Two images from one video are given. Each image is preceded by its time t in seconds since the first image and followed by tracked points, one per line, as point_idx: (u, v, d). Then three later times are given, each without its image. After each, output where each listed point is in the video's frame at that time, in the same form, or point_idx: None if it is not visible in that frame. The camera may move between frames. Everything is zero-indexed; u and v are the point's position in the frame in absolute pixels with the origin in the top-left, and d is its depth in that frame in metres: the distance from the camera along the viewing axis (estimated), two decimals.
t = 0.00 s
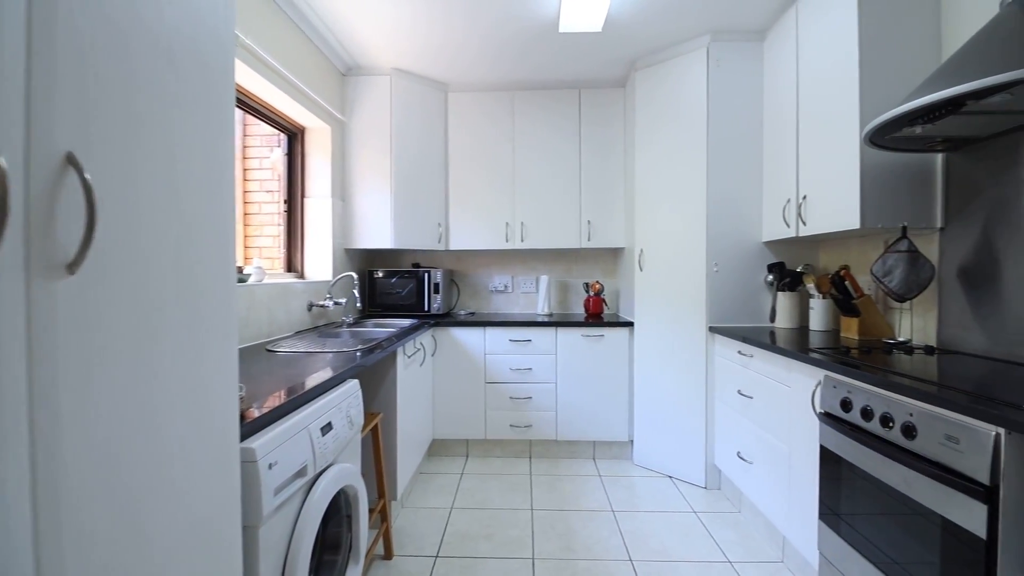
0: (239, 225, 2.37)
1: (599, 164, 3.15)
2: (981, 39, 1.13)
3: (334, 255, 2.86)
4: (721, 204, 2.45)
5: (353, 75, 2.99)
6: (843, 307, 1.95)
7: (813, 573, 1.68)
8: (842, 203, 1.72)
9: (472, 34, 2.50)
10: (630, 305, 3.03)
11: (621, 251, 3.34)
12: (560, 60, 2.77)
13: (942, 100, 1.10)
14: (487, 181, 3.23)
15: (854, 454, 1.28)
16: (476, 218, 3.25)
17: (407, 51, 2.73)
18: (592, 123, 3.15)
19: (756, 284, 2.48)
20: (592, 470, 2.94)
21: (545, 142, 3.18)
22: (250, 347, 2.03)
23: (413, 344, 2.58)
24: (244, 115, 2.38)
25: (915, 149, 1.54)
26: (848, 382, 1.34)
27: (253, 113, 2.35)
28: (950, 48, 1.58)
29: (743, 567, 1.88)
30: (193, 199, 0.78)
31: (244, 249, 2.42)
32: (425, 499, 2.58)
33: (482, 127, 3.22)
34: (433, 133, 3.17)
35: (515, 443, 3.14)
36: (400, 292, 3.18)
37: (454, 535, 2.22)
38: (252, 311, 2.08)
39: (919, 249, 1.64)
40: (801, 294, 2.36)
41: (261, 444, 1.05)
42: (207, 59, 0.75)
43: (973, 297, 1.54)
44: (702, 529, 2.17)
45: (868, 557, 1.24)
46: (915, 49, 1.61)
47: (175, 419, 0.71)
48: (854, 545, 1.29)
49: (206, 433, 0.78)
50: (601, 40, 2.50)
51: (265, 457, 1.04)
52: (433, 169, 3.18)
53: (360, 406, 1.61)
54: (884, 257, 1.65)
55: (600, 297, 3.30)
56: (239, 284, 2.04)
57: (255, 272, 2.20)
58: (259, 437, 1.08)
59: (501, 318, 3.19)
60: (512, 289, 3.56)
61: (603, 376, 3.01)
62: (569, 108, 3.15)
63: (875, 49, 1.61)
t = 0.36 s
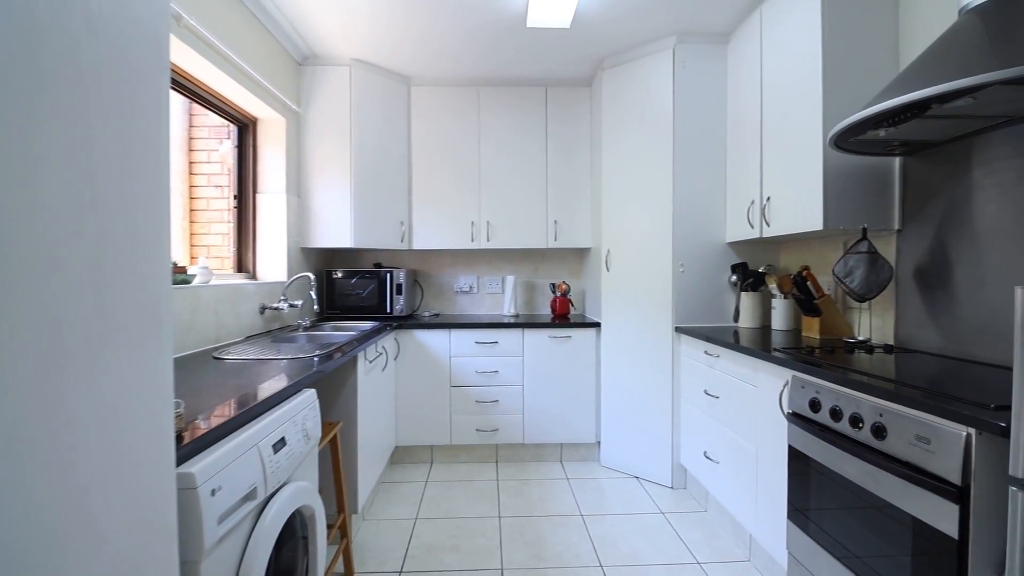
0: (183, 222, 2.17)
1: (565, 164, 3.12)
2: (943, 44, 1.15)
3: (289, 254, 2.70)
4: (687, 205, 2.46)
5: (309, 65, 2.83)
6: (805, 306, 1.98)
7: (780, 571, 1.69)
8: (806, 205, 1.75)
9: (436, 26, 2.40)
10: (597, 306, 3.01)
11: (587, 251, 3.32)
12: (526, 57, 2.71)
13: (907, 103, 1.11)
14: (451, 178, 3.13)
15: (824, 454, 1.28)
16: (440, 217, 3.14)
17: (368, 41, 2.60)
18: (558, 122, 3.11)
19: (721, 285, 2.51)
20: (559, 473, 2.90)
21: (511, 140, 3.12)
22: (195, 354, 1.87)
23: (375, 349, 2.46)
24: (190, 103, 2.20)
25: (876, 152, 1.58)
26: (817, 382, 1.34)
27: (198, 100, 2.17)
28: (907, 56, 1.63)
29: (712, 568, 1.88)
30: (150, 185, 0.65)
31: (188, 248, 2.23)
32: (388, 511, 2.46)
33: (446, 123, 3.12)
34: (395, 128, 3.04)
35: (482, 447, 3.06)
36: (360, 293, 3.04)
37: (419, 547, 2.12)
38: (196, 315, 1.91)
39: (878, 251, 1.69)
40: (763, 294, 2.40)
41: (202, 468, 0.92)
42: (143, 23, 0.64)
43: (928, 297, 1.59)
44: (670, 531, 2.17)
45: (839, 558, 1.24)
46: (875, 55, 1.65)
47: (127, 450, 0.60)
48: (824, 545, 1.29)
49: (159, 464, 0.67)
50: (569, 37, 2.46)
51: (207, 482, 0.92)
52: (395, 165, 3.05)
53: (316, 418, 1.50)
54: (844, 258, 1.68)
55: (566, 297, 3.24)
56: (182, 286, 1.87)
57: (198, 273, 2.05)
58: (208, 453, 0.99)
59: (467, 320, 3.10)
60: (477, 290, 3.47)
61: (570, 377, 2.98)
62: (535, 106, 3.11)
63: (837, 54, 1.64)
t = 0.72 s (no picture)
0: (128, 219, 2.00)
1: (534, 164, 3.08)
2: (909, 51, 1.17)
3: (244, 255, 2.54)
4: (656, 208, 2.47)
5: (266, 55, 2.68)
6: (771, 308, 2.01)
7: (750, 572, 1.70)
8: (773, 208, 1.77)
9: (403, 18, 2.31)
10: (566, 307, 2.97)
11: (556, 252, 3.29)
12: (496, 54, 2.65)
13: (874, 109, 1.13)
14: (418, 177, 3.03)
15: (794, 456, 1.28)
16: (406, 217, 3.04)
17: (330, 33, 2.48)
18: (527, 122, 3.07)
19: (689, 286, 2.53)
20: (529, 478, 2.85)
21: (480, 138, 3.05)
22: (136, 365, 1.71)
23: (337, 355, 2.34)
24: (136, 92, 2.03)
25: (839, 157, 1.61)
26: (787, 385, 1.35)
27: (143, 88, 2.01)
28: (867, 64, 1.68)
29: (683, 571, 1.87)
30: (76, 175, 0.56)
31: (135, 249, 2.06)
32: (351, 524, 2.34)
33: (412, 119, 3.02)
34: (358, 123, 2.91)
35: (450, 454, 2.97)
36: (320, 296, 2.89)
37: (385, 562, 2.02)
38: (139, 321, 1.75)
39: (841, 253, 1.72)
40: (729, 296, 2.43)
41: (139, 499, 0.82)
42: None
43: (888, 299, 1.64)
44: (641, 534, 2.16)
45: (812, 560, 1.24)
46: (838, 62, 1.69)
47: (41, 489, 0.51)
48: (797, 547, 1.29)
49: (87, 500, 0.58)
50: (539, 35, 2.42)
51: (145, 515, 0.81)
52: (358, 161, 2.93)
53: (273, 432, 1.39)
54: (809, 261, 1.72)
55: (536, 299, 3.19)
56: (124, 291, 1.72)
57: (144, 275, 1.88)
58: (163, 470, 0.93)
59: (434, 323, 3.00)
60: (445, 291, 3.37)
61: (540, 380, 2.93)
62: (505, 105, 3.05)
63: (802, 59, 1.67)
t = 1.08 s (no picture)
0: (72, 218, 1.84)
1: (504, 165, 3.05)
2: (872, 60, 1.21)
3: (197, 255, 2.39)
4: (625, 209, 2.47)
5: (222, 45, 2.53)
6: (737, 309, 2.04)
7: (721, 572, 1.71)
8: (739, 211, 1.80)
9: (369, 12, 2.23)
10: (535, 308, 2.93)
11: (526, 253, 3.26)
12: (465, 52, 2.60)
13: (841, 115, 1.15)
14: (383, 175, 2.94)
15: (764, 457, 1.29)
16: (372, 216, 2.94)
17: (291, 24, 2.37)
18: (497, 122, 3.03)
19: (658, 287, 2.54)
20: (498, 482, 2.78)
21: (448, 137, 2.99)
22: (74, 375, 1.57)
23: (299, 361, 2.23)
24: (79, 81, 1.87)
25: (803, 162, 1.66)
26: (756, 386, 1.36)
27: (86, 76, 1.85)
28: (829, 72, 1.73)
29: (654, 572, 1.88)
30: None
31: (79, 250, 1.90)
32: (313, 537, 2.22)
33: (377, 115, 2.92)
34: (320, 118, 2.79)
35: (418, 460, 2.87)
36: (280, 298, 2.76)
37: None
38: (77, 327, 1.61)
39: (804, 256, 1.76)
40: (696, 297, 2.46)
41: (73, 532, 0.73)
42: None
43: (848, 300, 1.69)
44: (612, 537, 2.14)
45: (781, 560, 1.25)
46: (801, 70, 1.73)
47: None
48: (767, 548, 1.30)
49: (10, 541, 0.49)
50: (509, 33, 2.39)
51: (79, 549, 0.73)
52: (321, 158, 2.81)
53: (228, 447, 1.29)
54: (774, 263, 1.75)
55: (505, 300, 3.14)
56: (63, 294, 1.58)
57: (85, 277, 1.72)
58: (113, 486, 0.87)
59: (401, 326, 2.90)
60: (412, 293, 3.25)
61: (509, 383, 2.86)
62: (474, 104, 3.01)
63: (767, 66, 1.70)
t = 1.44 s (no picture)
0: (10, 215, 1.69)
1: (474, 164, 3.00)
2: (836, 67, 1.24)
3: (149, 255, 2.24)
4: (595, 210, 2.47)
5: (176, 34, 2.39)
6: (705, 309, 2.08)
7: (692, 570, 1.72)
8: (708, 212, 1.82)
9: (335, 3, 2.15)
10: (506, 308, 2.89)
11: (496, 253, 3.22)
12: (435, 48, 2.55)
13: (808, 119, 1.18)
14: (349, 173, 2.84)
15: (735, 456, 1.30)
16: (338, 214, 2.84)
17: (251, 13, 2.25)
18: (466, 120, 2.98)
19: (628, 288, 2.55)
20: (469, 485, 2.71)
21: (417, 135, 2.92)
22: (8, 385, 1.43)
23: (260, 366, 2.12)
24: (21, 68, 1.72)
25: (769, 165, 1.70)
26: (726, 385, 1.37)
27: (26, 63, 1.71)
28: (794, 78, 1.78)
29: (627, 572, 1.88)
30: None
31: (19, 249, 1.74)
32: (275, 550, 2.10)
33: (342, 112, 2.83)
34: (282, 112, 2.67)
35: (387, 465, 2.77)
36: (240, 299, 2.63)
37: None
38: (14, 333, 1.47)
39: (770, 257, 1.81)
40: (666, 297, 2.48)
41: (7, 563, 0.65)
42: None
43: (811, 300, 1.74)
44: (584, 538, 2.13)
45: (753, 558, 1.26)
46: (768, 76, 1.77)
47: None
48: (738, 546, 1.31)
49: None
50: (479, 30, 2.35)
51: None
52: (283, 153, 2.69)
53: (183, 461, 1.21)
54: (742, 264, 1.79)
55: (475, 301, 3.09)
56: None
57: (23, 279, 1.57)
58: (60, 504, 0.80)
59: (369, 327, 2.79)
60: (379, 294, 3.14)
61: (479, 385, 2.79)
62: (443, 102, 2.95)
63: (735, 71, 1.73)
